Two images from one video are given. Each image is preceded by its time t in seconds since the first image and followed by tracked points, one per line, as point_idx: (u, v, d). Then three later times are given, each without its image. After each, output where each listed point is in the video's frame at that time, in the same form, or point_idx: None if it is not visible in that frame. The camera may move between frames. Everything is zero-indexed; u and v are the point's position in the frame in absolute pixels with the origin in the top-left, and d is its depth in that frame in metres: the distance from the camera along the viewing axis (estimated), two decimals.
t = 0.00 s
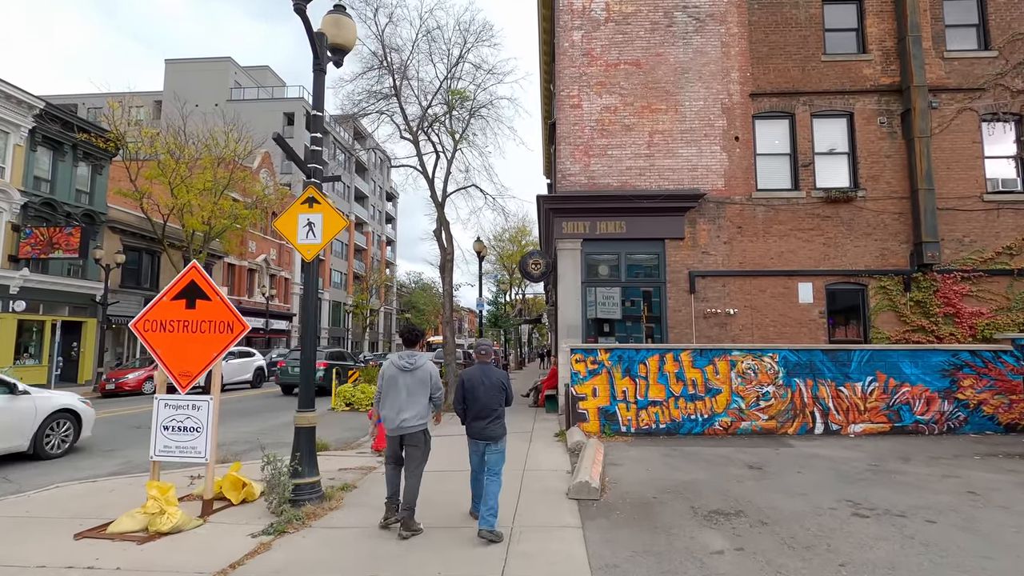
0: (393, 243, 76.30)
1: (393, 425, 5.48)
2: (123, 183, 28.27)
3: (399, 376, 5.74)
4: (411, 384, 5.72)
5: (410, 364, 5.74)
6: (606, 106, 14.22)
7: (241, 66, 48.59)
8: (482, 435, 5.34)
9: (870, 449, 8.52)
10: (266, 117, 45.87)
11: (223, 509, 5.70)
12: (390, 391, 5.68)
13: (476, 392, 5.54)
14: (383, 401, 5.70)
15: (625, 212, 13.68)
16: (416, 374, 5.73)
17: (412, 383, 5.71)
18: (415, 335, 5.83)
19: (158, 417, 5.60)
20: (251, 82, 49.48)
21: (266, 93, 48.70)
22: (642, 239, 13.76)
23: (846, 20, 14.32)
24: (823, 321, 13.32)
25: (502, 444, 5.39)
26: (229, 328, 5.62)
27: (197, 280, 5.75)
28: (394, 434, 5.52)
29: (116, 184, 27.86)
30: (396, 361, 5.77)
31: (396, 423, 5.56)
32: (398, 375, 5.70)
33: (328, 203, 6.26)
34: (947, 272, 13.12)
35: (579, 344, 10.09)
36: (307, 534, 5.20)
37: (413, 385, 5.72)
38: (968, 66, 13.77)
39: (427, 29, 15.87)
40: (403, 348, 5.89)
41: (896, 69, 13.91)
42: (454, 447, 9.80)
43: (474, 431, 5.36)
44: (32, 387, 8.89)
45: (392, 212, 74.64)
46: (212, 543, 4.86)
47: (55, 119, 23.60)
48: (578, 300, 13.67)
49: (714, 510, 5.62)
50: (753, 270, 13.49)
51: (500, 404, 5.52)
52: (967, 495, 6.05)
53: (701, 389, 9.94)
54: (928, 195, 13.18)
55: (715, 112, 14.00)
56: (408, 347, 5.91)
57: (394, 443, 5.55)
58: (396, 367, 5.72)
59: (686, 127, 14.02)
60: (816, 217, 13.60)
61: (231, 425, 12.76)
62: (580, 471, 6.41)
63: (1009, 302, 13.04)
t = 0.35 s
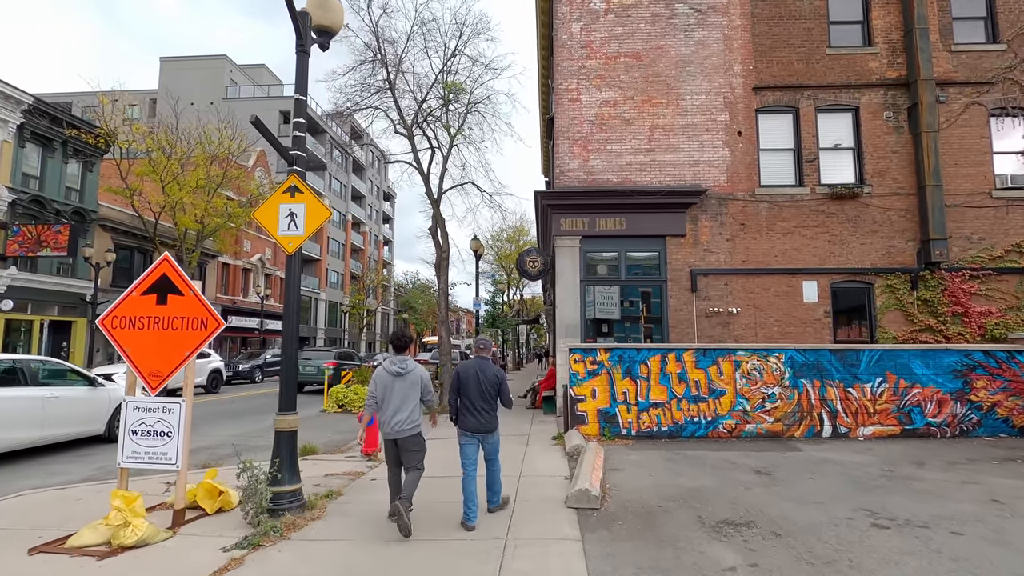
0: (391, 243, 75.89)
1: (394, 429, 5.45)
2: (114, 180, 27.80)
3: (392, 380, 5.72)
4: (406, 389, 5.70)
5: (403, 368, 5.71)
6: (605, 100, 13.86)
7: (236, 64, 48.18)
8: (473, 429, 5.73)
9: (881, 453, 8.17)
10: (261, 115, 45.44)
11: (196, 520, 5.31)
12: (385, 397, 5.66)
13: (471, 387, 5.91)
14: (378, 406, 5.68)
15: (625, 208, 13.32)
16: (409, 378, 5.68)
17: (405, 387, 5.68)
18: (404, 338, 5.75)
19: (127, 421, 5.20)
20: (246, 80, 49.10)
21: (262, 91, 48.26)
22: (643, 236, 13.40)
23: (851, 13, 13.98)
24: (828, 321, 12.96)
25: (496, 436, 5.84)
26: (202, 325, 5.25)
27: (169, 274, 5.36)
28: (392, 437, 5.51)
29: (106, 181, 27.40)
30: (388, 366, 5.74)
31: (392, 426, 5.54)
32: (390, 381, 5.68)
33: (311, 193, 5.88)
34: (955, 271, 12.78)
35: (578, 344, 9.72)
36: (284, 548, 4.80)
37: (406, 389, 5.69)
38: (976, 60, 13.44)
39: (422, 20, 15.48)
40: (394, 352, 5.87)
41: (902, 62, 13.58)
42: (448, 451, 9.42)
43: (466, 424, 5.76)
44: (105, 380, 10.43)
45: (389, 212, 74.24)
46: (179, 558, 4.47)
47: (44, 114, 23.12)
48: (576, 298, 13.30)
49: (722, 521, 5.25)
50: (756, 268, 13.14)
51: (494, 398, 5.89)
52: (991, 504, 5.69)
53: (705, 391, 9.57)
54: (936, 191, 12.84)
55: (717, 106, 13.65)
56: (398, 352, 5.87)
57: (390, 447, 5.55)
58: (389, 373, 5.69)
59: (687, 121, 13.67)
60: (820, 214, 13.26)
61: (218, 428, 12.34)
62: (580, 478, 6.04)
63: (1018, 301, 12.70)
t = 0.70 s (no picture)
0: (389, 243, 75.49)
1: (391, 422, 5.70)
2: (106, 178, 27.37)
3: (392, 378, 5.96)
4: (405, 386, 5.91)
5: (401, 366, 5.93)
6: (606, 92, 13.48)
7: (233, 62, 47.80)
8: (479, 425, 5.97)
9: (898, 456, 7.80)
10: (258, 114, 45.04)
11: (169, 533, 4.90)
12: (384, 393, 5.90)
13: (478, 385, 6.15)
14: (378, 402, 5.93)
15: (627, 204, 12.96)
16: (406, 375, 5.88)
17: (404, 385, 5.89)
18: (406, 338, 5.97)
19: (94, 426, 4.81)
20: (243, 78, 48.68)
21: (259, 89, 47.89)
22: (645, 232, 13.03)
23: (859, 3, 13.62)
24: (836, 320, 12.60)
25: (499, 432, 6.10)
26: (175, 323, 4.86)
27: (141, 268, 4.97)
28: (389, 431, 5.76)
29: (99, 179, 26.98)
30: (388, 363, 6.01)
31: (391, 421, 5.80)
32: (389, 378, 5.92)
33: (294, 181, 5.48)
34: (966, 267, 12.42)
35: (580, 344, 9.34)
36: (261, 565, 4.40)
37: (405, 386, 5.92)
38: (987, 51, 13.07)
39: (417, 12, 15.12)
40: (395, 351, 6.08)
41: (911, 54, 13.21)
42: (444, 455, 9.05)
43: (473, 420, 6.01)
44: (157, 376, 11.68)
45: (388, 211, 73.84)
46: None
47: (33, 110, 22.68)
48: (577, 297, 12.93)
49: (737, 533, 4.88)
50: (762, 265, 12.77)
51: (500, 397, 6.12)
52: None
53: (711, 392, 9.20)
54: (947, 185, 12.47)
55: (721, 98, 13.28)
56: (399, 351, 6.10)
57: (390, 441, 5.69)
58: (388, 370, 5.93)
59: (690, 114, 13.29)
60: (828, 209, 12.89)
61: (208, 431, 11.95)
62: (583, 486, 5.66)
63: None
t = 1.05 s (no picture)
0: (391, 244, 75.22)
1: (400, 416, 6.08)
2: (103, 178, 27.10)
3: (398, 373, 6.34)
4: (411, 381, 6.32)
5: (408, 362, 6.33)
6: (610, 87, 13.14)
7: (233, 62, 47.63)
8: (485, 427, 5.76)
9: (917, 464, 7.44)
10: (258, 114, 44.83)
11: (142, 548, 4.56)
12: (392, 389, 6.27)
13: (482, 388, 5.98)
14: (385, 397, 6.27)
15: (631, 201, 12.61)
16: (413, 372, 6.28)
17: (412, 380, 6.30)
18: (412, 337, 6.36)
19: (61, 433, 4.48)
20: (244, 79, 48.52)
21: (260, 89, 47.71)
22: (649, 230, 12.67)
23: None
24: (847, 320, 12.22)
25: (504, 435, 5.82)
26: (149, 322, 4.52)
27: (112, 263, 4.63)
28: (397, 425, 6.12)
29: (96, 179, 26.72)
30: (395, 360, 6.34)
31: (398, 416, 6.16)
32: (396, 374, 6.28)
33: (279, 171, 5.15)
34: (981, 266, 12.03)
35: (582, 345, 8.99)
36: None
37: (412, 381, 6.33)
38: (1002, 43, 12.69)
39: (416, 5, 14.78)
40: (400, 348, 6.46)
41: (924, 47, 12.84)
42: (441, 461, 8.71)
43: (477, 422, 5.83)
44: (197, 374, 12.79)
45: (389, 212, 73.58)
46: None
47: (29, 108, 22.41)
48: (579, 297, 12.56)
49: (753, 549, 4.53)
50: (770, 264, 12.40)
51: (503, 399, 5.91)
52: None
53: (720, 395, 8.83)
54: (962, 182, 12.08)
55: (728, 93, 12.93)
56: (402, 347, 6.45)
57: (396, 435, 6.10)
58: (395, 366, 6.29)
59: (696, 110, 12.94)
60: (838, 207, 12.51)
61: (200, 434, 11.61)
62: (587, 498, 5.30)
63: None
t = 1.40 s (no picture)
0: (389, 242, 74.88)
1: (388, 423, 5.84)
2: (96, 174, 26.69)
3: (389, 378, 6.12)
4: (402, 386, 6.06)
5: (399, 367, 6.09)
6: (610, 79, 12.77)
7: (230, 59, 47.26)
8: (482, 421, 6.21)
9: (934, 469, 7.10)
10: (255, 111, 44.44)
11: (105, 564, 4.19)
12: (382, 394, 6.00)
13: (478, 384, 6.39)
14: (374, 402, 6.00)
15: (632, 196, 12.25)
16: (404, 375, 6.04)
17: (403, 385, 6.03)
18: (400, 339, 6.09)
19: (15, 441, 4.11)
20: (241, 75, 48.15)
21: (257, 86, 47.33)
22: (651, 226, 12.32)
23: None
24: (855, 319, 11.86)
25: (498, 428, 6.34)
26: (110, 320, 4.17)
27: (70, 255, 4.27)
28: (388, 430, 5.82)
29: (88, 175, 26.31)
30: (385, 365, 6.12)
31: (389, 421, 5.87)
32: (387, 379, 6.05)
33: (255, 157, 4.80)
34: (993, 263, 11.68)
35: (582, 344, 8.62)
36: None
37: (403, 386, 6.06)
38: (1014, 34, 12.33)
39: None
40: (390, 354, 6.23)
41: (933, 37, 12.48)
42: (436, 465, 8.37)
43: (474, 417, 6.23)
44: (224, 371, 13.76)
45: (388, 210, 73.23)
46: None
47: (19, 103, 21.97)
48: (578, 295, 12.20)
49: (768, 566, 4.19)
50: (775, 260, 12.05)
51: (499, 395, 6.40)
52: None
53: (725, 397, 8.48)
54: (973, 176, 11.73)
55: (732, 85, 12.56)
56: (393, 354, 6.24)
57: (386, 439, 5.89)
58: (385, 372, 6.07)
59: (699, 102, 12.57)
60: (845, 202, 12.16)
61: (188, 436, 11.26)
62: (587, 508, 4.95)
63: None
